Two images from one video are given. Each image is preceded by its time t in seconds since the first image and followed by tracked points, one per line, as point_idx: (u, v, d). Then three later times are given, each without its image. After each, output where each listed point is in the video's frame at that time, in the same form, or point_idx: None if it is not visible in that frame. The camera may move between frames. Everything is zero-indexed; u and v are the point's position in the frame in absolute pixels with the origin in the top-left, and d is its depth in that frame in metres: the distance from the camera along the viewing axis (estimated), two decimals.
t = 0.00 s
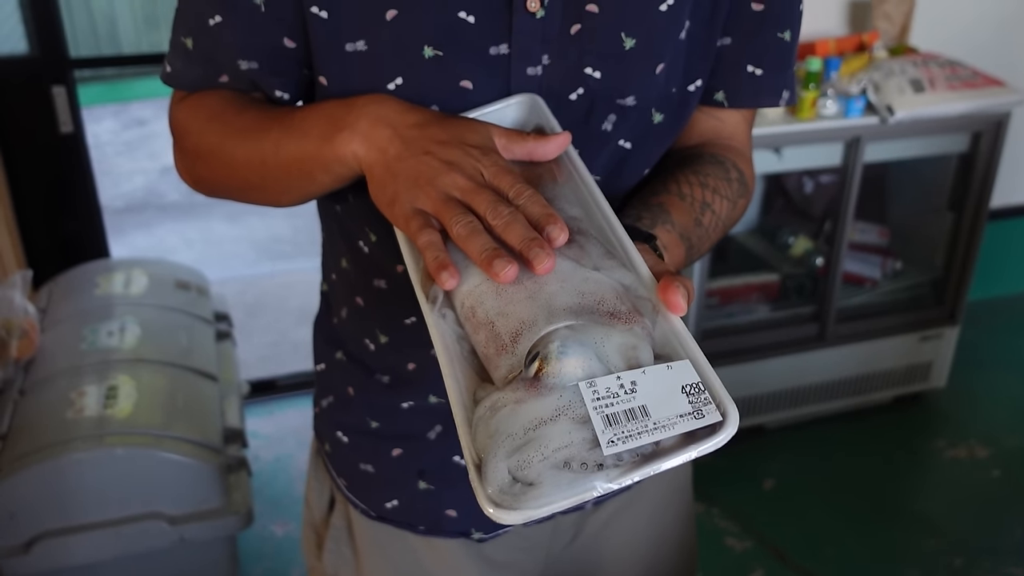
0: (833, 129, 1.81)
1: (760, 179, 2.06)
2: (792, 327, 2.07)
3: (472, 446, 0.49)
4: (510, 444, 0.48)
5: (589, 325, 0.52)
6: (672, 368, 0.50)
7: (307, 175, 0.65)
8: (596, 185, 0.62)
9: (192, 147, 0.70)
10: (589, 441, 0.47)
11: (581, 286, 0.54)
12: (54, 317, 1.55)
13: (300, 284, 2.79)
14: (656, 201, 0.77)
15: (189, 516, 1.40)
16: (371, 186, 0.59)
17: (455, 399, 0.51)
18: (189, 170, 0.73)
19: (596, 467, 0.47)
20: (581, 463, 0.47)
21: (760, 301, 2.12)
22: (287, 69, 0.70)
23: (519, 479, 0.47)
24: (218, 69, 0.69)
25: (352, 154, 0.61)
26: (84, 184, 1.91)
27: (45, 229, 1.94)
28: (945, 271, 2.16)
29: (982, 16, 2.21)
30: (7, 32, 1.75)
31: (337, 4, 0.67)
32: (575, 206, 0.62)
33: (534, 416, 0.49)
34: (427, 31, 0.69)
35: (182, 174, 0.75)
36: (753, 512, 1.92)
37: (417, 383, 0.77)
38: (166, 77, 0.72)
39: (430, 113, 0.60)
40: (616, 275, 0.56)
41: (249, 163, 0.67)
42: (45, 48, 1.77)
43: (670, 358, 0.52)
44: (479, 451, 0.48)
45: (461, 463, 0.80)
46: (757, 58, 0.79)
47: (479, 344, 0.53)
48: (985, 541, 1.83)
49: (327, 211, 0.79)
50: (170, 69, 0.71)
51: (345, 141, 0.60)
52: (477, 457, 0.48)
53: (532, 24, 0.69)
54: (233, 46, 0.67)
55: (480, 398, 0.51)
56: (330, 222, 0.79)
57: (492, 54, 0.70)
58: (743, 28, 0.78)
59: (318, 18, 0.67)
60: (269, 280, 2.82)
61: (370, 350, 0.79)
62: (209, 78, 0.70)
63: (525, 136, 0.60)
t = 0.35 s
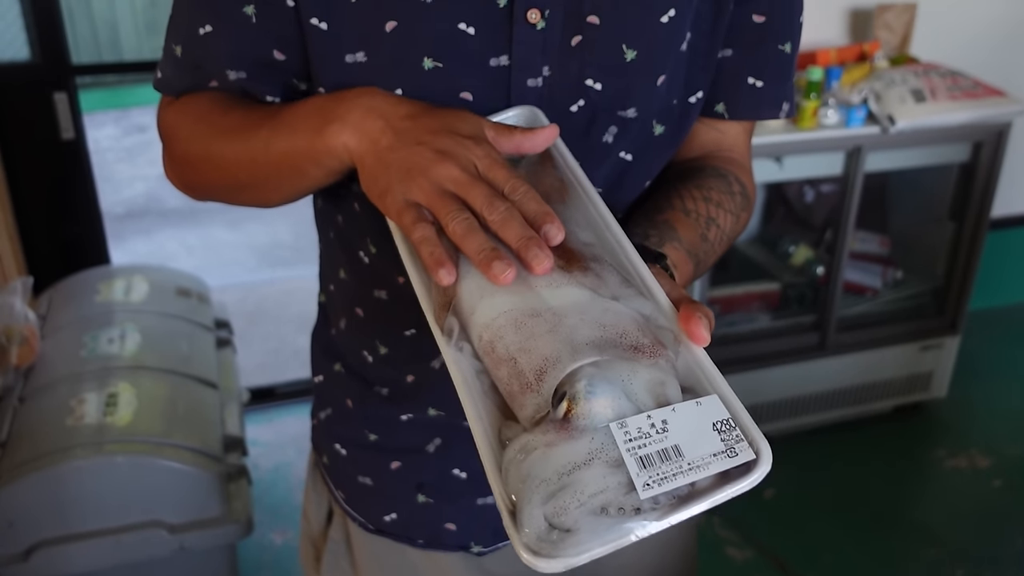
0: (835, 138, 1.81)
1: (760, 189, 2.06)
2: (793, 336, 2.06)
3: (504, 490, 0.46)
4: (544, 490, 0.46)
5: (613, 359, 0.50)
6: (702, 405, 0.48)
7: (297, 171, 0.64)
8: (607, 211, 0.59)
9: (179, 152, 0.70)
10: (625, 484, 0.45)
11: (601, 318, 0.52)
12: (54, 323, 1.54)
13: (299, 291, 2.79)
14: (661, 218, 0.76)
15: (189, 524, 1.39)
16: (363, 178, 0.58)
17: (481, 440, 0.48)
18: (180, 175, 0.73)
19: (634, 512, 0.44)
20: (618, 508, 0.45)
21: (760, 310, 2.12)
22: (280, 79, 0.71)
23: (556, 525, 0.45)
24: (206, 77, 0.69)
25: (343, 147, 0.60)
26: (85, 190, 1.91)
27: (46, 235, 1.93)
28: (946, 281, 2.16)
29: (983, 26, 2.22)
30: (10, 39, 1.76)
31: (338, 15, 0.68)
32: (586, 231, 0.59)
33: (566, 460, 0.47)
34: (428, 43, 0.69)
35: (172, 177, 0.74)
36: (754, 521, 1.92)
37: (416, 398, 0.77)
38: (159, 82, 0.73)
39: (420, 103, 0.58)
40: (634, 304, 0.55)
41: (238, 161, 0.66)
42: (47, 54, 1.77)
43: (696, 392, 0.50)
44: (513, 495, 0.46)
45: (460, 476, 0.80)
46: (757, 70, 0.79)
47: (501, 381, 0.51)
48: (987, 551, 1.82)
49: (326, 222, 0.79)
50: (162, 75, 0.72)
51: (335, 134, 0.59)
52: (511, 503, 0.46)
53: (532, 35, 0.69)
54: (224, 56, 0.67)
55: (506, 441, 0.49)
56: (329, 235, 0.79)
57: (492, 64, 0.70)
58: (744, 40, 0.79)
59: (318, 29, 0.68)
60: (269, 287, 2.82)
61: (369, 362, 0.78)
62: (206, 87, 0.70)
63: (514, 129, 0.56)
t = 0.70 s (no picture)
0: (836, 145, 1.81)
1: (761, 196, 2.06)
2: (794, 342, 2.06)
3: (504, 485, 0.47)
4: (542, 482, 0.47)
5: (613, 354, 0.51)
6: (703, 397, 0.49)
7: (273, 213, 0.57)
8: (604, 214, 0.62)
9: (165, 187, 0.64)
10: (625, 476, 0.46)
11: (601, 316, 0.54)
12: (55, 331, 1.54)
13: (299, 298, 2.79)
14: (661, 226, 0.76)
15: (190, 533, 1.39)
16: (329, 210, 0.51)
17: (480, 437, 0.49)
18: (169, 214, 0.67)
19: (634, 502, 0.45)
20: (618, 499, 0.45)
21: (762, 316, 2.12)
22: (288, 83, 0.69)
23: (554, 517, 0.46)
24: (213, 87, 0.66)
25: (313, 184, 0.53)
26: (84, 197, 1.91)
27: (45, 243, 1.93)
28: (947, 288, 2.16)
29: (982, 33, 2.22)
30: (10, 44, 1.75)
31: (337, 24, 0.67)
32: (584, 234, 0.61)
33: (565, 451, 0.48)
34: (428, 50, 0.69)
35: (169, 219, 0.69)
36: (756, 529, 1.91)
37: (413, 408, 0.77)
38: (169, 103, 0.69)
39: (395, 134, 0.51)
40: (635, 302, 0.56)
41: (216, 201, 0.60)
42: (48, 61, 1.77)
43: (698, 386, 0.51)
44: (512, 490, 0.47)
45: (459, 485, 0.80)
46: (756, 78, 0.79)
47: (501, 380, 0.52)
48: (989, 559, 1.81)
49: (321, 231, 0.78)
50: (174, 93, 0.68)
51: (306, 169, 0.53)
52: (508, 496, 0.46)
53: (530, 45, 0.69)
54: (238, 58, 0.65)
55: (505, 436, 0.50)
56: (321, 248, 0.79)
57: (490, 74, 0.70)
58: (742, 49, 0.79)
59: (317, 36, 0.67)
60: (268, 294, 2.81)
61: (366, 373, 0.78)
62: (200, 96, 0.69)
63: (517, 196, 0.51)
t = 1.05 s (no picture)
0: (840, 149, 1.81)
1: (764, 200, 2.06)
2: (797, 347, 2.07)
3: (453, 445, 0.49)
4: (489, 441, 0.48)
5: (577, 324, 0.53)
6: (659, 369, 0.50)
7: (305, 231, 0.56)
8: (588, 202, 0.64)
9: (180, 196, 0.63)
10: (571, 438, 0.47)
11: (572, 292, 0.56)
12: (57, 334, 1.53)
13: (299, 301, 2.79)
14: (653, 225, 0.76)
15: (195, 538, 1.38)
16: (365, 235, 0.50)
17: (436, 397, 0.51)
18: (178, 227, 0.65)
19: (577, 464, 0.46)
20: (561, 459, 0.47)
21: (764, 320, 2.12)
22: (299, 90, 0.68)
23: (498, 476, 0.47)
24: (219, 96, 0.64)
25: (353, 208, 0.52)
26: (86, 200, 1.90)
27: (47, 246, 1.92)
28: (949, 293, 2.16)
29: (984, 39, 2.22)
30: (13, 48, 1.74)
31: (346, 31, 0.66)
32: (568, 220, 0.64)
33: (515, 413, 0.49)
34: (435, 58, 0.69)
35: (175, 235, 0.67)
36: (761, 532, 1.91)
37: (420, 415, 0.77)
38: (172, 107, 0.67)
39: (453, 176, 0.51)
40: (609, 283, 0.57)
41: (242, 219, 0.58)
42: (50, 64, 1.75)
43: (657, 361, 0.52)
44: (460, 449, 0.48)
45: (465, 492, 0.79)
46: (764, 87, 0.79)
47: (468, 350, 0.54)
48: (994, 564, 1.81)
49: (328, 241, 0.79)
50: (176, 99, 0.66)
51: (348, 191, 0.52)
52: (456, 457, 0.47)
53: (539, 52, 0.69)
54: (248, 68, 0.63)
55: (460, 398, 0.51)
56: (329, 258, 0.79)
57: (500, 81, 0.70)
58: (750, 57, 0.78)
59: (329, 42, 0.66)
60: (269, 298, 2.81)
61: (373, 380, 0.78)
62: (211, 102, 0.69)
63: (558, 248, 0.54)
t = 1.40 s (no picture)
0: (840, 151, 1.82)
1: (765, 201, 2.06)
2: (798, 348, 2.07)
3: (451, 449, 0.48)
4: (486, 445, 0.47)
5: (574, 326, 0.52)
6: (658, 372, 0.50)
7: (307, 234, 0.57)
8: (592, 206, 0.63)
9: (191, 205, 0.64)
10: (567, 441, 0.47)
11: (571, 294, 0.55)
12: (58, 335, 1.52)
13: (298, 302, 2.78)
14: (659, 228, 0.76)
15: (198, 539, 1.37)
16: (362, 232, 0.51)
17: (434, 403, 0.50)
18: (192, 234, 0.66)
19: (574, 469, 0.46)
20: (558, 464, 0.46)
21: (765, 321, 2.13)
22: (303, 99, 0.68)
23: (494, 480, 0.46)
24: (225, 105, 0.64)
25: (351, 207, 0.52)
26: (86, 201, 1.90)
27: (47, 246, 1.91)
28: (949, 294, 2.16)
29: (983, 40, 2.23)
30: (13, 48, 1.74)
31: (350, 38, 0.66)
32: (569, 222, 0.63)
33: (511, 417, 0.48)
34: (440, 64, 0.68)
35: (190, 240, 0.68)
36: (761, 533, 1.91)
37: (426, 416, 0.76)
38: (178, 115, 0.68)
39: (448, 174, 0.51)
40: (608, 285, 0.57)
41: (247, 220, 0.59)
42: (50, 65, 1.75)
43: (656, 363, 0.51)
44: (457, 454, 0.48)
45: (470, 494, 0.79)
46: (771, 91, 0.79)
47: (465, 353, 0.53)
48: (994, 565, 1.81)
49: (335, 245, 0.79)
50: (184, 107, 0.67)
51: (346, 191, 0.52)
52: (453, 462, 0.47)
53: (544, 58, 0.69)
54: (252, 77, 0.64)
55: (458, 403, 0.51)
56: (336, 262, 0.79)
57: (504, 86, 0.70)
58: (757, 60, 0.78)
59: (332, 50, 0.66)
60: (268, 299, 2.80)
61: (380, 382, 0.77)
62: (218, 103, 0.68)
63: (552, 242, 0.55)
